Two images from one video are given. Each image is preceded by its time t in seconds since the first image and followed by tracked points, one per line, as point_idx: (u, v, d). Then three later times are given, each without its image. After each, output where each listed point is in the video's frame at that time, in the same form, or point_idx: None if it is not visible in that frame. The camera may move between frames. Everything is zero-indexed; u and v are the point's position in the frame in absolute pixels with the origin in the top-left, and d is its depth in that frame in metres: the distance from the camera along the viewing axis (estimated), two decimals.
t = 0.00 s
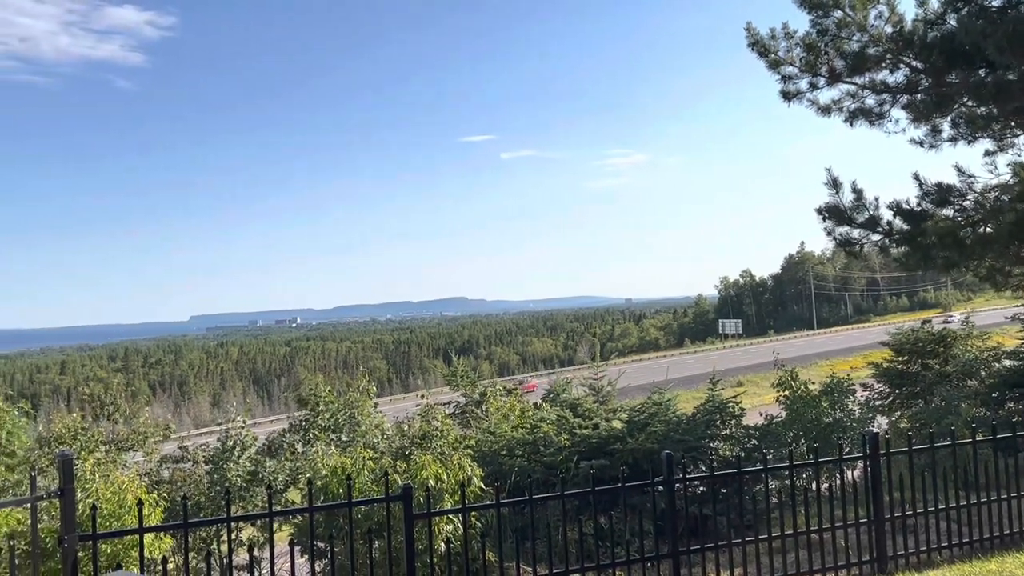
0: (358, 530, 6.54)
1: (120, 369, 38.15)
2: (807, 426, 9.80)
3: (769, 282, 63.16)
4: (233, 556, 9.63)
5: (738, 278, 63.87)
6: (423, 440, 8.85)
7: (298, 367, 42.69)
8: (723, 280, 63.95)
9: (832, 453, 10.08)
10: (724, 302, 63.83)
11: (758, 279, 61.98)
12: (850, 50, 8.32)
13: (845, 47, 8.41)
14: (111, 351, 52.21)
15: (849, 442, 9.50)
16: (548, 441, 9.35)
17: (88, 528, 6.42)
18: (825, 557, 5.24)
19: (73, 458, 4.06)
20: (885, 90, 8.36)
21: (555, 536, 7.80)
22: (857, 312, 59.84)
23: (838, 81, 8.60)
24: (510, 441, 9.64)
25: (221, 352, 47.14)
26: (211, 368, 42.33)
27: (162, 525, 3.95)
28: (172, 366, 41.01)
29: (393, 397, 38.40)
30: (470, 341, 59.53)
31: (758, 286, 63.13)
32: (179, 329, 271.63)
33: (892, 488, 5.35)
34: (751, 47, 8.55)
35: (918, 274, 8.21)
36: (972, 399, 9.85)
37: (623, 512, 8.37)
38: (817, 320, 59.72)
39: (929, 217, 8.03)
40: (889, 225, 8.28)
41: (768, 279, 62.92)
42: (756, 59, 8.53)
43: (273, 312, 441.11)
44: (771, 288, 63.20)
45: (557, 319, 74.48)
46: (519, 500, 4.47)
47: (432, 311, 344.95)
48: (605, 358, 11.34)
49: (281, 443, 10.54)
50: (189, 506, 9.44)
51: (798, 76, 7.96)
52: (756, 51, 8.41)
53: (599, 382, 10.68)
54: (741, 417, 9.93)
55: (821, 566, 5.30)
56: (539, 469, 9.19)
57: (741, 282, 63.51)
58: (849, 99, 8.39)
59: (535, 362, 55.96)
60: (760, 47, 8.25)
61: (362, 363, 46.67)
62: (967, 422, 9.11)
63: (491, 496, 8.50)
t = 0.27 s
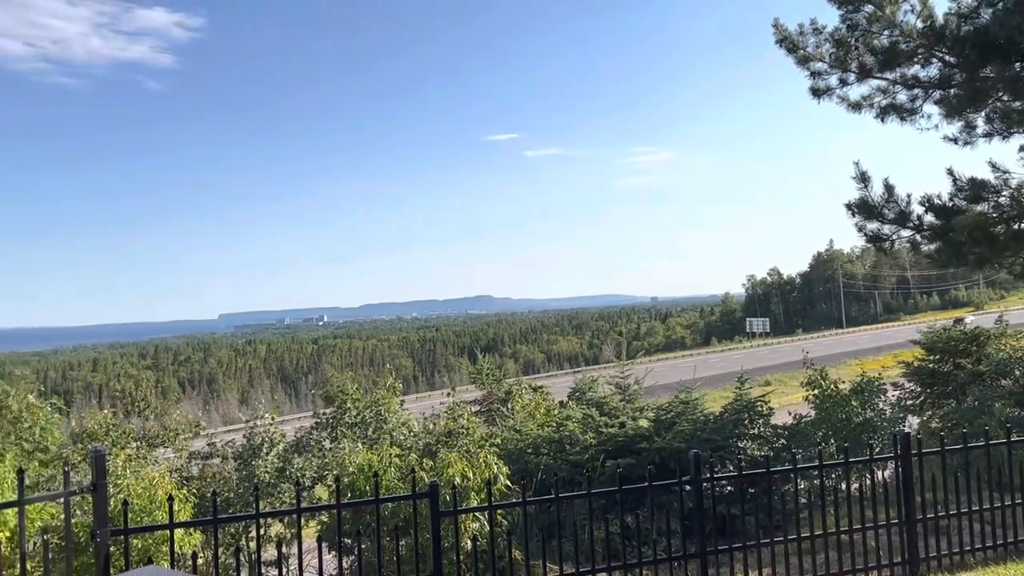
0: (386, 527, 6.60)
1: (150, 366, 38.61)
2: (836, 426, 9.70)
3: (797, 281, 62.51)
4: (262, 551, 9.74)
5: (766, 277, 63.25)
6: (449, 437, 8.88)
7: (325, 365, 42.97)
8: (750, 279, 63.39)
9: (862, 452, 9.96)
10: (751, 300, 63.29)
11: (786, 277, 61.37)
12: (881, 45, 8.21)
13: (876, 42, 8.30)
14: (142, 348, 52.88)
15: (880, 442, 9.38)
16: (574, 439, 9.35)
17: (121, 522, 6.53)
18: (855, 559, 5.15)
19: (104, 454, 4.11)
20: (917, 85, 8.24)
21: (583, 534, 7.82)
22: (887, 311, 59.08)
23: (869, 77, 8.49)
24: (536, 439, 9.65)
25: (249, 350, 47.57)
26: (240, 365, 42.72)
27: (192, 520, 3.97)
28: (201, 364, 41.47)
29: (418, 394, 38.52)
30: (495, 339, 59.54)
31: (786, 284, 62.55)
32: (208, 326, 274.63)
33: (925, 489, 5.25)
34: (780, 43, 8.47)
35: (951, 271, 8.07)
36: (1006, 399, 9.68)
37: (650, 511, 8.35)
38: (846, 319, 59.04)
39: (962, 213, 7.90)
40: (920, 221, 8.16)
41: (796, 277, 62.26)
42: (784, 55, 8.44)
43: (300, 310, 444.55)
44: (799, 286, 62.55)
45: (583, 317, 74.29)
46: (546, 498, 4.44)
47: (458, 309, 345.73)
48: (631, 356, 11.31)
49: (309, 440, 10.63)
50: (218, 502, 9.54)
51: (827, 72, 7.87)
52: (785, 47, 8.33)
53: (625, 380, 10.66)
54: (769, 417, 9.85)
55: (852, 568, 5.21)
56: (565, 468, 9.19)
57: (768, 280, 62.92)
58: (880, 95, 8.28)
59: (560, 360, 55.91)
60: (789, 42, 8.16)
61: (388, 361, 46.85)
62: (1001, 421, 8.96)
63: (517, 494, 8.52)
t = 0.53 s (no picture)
0: (422, 521, 6.69)
1: (189, 362, 39.18)
2: (875, 424, 9.59)
3: (835, 278, 61.58)
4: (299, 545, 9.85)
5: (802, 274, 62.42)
6: (484, 434, 8.91)
7: (360, 362, 43.28)
8: (786, 276, 62.61)
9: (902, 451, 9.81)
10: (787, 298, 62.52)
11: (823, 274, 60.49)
12: (923, 36, 8.06)
13: (917, 34, 8.14)
14: (181, 345, 53.72)
15: (921, 441, 9.22)
16: (609, 437, 9.35)
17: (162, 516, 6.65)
18: (895, 559, 5.04)
19: (148, 447, 4.17)
20: (959, 77, 8.09)
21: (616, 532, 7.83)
22: (926, 309, 58.08)
23: (909, 69, 8.35)
24: (570, 436, 9.66)
25: (285, 347, 48.08)
26: (276, 361, 43.18)
27: (231, 514, 4.00)
28: (239, 359, 41.97)
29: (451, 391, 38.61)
30: (528, 336, 59.53)
31: (823, 281, 61.66)
32: (245, 324, 278.49)
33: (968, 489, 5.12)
34: (817, 36, 8.36)
35: (994, 267, 7.90)
36: None
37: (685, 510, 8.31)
38: (885, 317, 58.10)
39: (1006, 207, 7.74)
40: (963, 215, 8.01)
41: (834, 274, 61.37)
42: (822, 48, 8.33)
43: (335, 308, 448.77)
44: (836, 284, 61.63)
45: (616, 315, 73.99)
46: (581, 494, 4.41)
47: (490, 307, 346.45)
48: (666, 353, 11.29)
49: (345, 434, 10.73)
50: (257, 496, 9.68)
51: (867, 65, 7.75)
52: (823, 40, 8.21)
53: (660, 377, 10.68)
54: (807, 415, 9.75)
55: (892, 569, 5.10)
56: (599, 465, 9.19)
57: (805, 278, 62.08)
58: (921, 87, 8.13)
59: (593, 358, 55.82)
60: (827, 35, 8.06)
61: (422, 359, 47.06)
62: None
63: (551, 490, 8.52)
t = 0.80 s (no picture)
0: (467, 517, 6.74)
1: (237, 357, 39.85)
2: (927, 423, 9.38)
3: (884, 273, 60.29)
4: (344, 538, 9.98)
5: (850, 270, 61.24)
6: (527, 430, 8.92)
7: (403, 358, 43.61)
8: (834, 272, 61.48)
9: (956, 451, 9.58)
10: (834, 294, 61.40)
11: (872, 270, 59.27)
12: (978, 24, 7.83)
13: (972, 22, 7.91)
14: (230, 341, 54.65)
15: (975, 440, 8.99)
16: (653, 434, 9.32)
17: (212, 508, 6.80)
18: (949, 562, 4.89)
19: (198, 442, 4.25)
20: (1016, 66, 7.84)
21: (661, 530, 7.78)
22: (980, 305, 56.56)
23: (964, 58, 8.13)
24: (614, 433, 9.65)
25: (330, 343, 48.65)
26: (321, 357, 43.71)
27: (279, 507, 4.06)
28: (285, 355, 42.47)
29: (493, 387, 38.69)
30: (571, 333, 59.40)
31: (871, 276, 60.35)
32: (290, 320, 282.53)
33: None
34: (867, 26, 8.17)
35: None
36: None
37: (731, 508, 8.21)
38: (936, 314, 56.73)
39: None
40: (1020, 208, 7.77)
41: (883, 270, 60.10)
42: (872, 38, 8.15)
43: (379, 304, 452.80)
44: (886, 279, 60.34)
45: (660, 311, 73.43)
46: (625, 492, 4.36)
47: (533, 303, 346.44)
48: (711, 350, 11.18)
49: (389, 430, 10.84)
50: (303, 489, 9.82)
51: (919, 55, 7.56)
52: (874, 29, 8.04)
53: (705, 374, 10.56)
54: (856, 413, 9.57)
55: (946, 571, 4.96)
56: (643, 462, 9.16)
57: (853, 273, 60.90)
58: (976, 77, 7.91)
59: (636, 355, 55.49)
60: (879, 24, 7.88)
61: (464, 355, 47.23)
62: None
63: (595, 487, 8.51)
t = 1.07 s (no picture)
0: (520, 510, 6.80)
1: (294, 351, 40.54)
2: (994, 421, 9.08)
3: (948, 267, 58.51)
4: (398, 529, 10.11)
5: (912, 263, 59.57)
6: (580, 425, 8.90)
7: (456, 352, 43.83)
8: (894, 266, 59.89)
9: None
10: (895, 288, 59.81)
11: (936, 263, 57.57)
12: None
13: None
14: (286, 335, 55.61)
15: None
16: (708, 430, 9.24)
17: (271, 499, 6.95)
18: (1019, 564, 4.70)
19: (256, 434, 4.33)
20: None
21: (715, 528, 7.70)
22: None
23: None
24: (668, 429, 9.60)
25: (385, 337, 49.16)
26: (375, 350, 44.19)
27: (334, 499, 4.12)
28: (340, 348, 43.05)
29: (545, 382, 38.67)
30: (623, 327, 59.02)
31: (934, 269, 58.48)
32: (345, 315, 286.51)
33: None
34: (932, 11, 7.93)
35: None
36: None
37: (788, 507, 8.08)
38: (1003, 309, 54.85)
39: None
40: None
41: (947, 263, 58.33)
42: (937, 23, 7.90)
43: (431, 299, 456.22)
44: (950, 273, 58.54)
45: (714, 306, 72.47)
46: (678, 488, 4.30)
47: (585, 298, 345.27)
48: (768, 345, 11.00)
49: (442, 423, 10.94)
50: (359, 481, 9.96)
51: (986, 40, 7.31)
52: (939, 14, 7.79)
53: (762, 370, 10.40)
54: (918, 410, 9.31)
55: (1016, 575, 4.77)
56: (697, 459, 9.08)
57: (916, 267, 59.24)
58: None
59: (689, 350, 54.86)
60: (944, 9, 7.63)
61: (517, 350, 47.28)
62: None
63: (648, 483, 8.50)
